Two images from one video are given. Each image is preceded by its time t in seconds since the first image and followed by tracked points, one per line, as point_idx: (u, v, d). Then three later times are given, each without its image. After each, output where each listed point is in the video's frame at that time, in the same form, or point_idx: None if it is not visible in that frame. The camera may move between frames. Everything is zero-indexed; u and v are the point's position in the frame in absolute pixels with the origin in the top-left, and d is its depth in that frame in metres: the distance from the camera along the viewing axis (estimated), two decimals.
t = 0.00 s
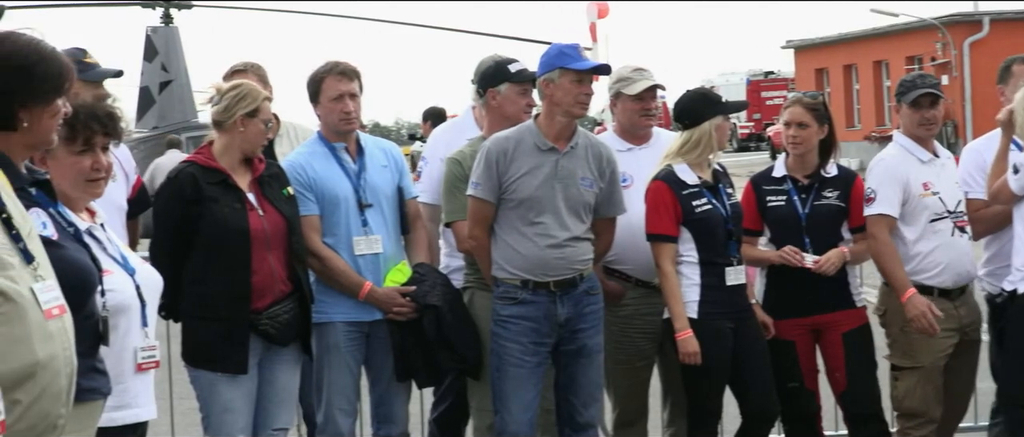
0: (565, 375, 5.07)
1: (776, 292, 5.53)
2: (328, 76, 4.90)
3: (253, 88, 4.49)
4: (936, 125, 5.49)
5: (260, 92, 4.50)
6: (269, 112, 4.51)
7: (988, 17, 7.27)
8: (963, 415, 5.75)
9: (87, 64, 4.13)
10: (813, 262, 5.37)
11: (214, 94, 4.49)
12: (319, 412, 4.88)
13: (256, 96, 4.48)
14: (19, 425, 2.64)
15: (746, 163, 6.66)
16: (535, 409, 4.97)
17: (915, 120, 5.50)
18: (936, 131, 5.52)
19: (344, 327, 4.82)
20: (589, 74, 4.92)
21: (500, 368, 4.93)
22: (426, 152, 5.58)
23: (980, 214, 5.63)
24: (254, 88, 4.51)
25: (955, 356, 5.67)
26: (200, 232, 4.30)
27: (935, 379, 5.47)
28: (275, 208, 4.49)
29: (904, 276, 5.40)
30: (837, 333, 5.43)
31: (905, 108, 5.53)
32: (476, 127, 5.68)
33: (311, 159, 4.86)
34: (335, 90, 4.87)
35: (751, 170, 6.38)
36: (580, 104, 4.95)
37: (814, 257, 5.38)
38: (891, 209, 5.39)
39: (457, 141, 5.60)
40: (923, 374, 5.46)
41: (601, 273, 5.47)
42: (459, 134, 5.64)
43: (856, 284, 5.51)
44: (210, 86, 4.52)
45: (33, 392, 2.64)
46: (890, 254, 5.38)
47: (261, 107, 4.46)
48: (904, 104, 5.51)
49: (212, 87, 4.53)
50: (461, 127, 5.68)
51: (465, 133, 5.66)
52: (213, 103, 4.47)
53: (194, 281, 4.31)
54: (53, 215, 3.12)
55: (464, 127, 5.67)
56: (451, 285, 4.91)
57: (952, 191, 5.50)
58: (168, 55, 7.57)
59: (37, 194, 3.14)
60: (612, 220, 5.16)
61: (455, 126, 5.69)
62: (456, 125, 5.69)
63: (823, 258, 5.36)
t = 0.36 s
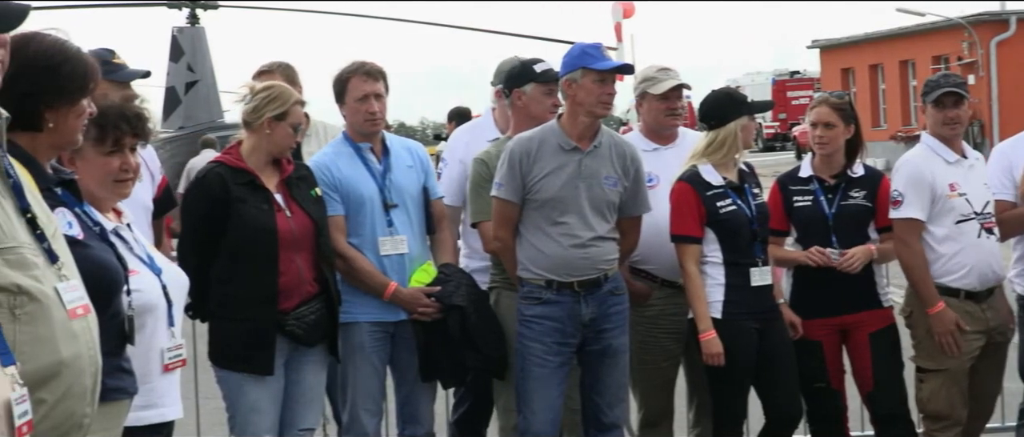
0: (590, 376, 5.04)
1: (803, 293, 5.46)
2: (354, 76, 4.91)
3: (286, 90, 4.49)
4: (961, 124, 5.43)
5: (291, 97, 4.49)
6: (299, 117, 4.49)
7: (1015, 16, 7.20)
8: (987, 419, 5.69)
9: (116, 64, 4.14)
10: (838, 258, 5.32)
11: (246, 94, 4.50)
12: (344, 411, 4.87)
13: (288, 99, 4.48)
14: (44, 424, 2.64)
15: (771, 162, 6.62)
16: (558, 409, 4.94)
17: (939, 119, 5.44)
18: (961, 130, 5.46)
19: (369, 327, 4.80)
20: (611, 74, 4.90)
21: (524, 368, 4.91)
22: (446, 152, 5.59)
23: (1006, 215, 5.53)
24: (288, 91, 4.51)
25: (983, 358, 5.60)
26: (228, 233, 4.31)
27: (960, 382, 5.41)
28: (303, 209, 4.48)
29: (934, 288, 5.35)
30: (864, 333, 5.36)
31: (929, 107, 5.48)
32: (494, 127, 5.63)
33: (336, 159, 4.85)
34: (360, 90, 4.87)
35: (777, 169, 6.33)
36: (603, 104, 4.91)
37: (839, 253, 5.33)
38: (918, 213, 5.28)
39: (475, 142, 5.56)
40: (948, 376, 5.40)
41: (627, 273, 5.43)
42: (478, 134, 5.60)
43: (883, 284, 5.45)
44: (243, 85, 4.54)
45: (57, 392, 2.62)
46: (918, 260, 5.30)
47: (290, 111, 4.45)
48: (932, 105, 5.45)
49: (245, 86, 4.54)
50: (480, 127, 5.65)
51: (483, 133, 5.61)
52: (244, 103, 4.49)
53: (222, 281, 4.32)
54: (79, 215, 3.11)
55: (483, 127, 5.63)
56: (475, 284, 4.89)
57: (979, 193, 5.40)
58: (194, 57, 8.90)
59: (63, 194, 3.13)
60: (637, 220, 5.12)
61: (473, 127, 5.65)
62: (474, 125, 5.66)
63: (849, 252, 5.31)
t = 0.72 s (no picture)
0: (614, 376, 5.01)
1: (830, 295, 5.41)
2: (377, 76, 4.92)
3: (316, 97, 4.47)
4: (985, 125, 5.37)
5: (319, 104, 4.46)
6: (323, 126, 4.46)
7: None
8: (1020, 421, 5.60)
9: (141, 66, 4.14)
10: (860, 254, 5.25)
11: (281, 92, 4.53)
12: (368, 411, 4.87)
13: (316, 105, 4.46)
14: (69, 424, 2.59)
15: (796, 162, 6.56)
16: (582, 410, 4.92)
17: (958, 119, 5.40)
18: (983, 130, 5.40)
19: (392, 327, 4.79)
20: (633, 74, 4.88)
21: (547, 369, 4.89)
22: (460, 153, 5.59)
23: None
24: (319, 99, 4.48)
25: (1010, 359, 5.54)
26: (255, 234, 4.31)
27: (982, 384, 5.34)
28: (330, 210, 4.46)
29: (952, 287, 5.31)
30: (889, 335, 5.31)
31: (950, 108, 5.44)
32: (507, 126, 5.60)
33: (359, 159, 4.85)
34: (383, 91, 4.88)
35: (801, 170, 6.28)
36: (625, 104, 4.89)
37: (861, 251, 5.26)
38: (935, 212, 5.24)
39: (487, 141, 5.53)
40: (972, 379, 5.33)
41: (651, 274, 5.40)
42: (490, 133, 5.57)
43: (909, 285, 5.40)
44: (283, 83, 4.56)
45: (82, 391, 2.57)
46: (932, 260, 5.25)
47: (313, 119, 4.42)
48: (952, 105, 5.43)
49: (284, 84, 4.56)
50: (493, 127, 5.62)
51: (496, 132, 5.58)
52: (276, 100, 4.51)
53: (249, 282, 4.33)
54: (102, 215, 3.10)
55: (495, 127, 5.60)
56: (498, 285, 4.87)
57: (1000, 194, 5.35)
58: (218, 57, 9.04)
59: (86, 195, 3.14)
60: (661, 219, 5.08)
61: (486, 127, 5.62)
62: (487, 125, 5.65)
63: (871, 251, 5.24)
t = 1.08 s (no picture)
0: (634, 377, 4.99)
1: (850, 298, 5.35)
2: (397, 77, 4.92)
3: (335, 106, 4.42)
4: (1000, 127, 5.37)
5: (336, 115, 4.40)
6: (337, 137, 4.40)
7: None
8: None
9: (159, 68, 4.16)
10: (884, 252, 5.21)
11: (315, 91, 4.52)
12: (388, 413, 4.87)
13: (334, 115, 4.40)
14: (88, 425, 2.58)
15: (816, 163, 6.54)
16: (603, 411, 4.90)
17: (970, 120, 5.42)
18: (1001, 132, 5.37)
19: (410, 329, 4.78)
20: (655, 76, 4.86)
21: (568, 370, 4.87)
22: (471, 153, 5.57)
23: None
24: (339, 109, 4.42)
25: None
26: (279, 236, 4.31)
27: (997, 386, 5.31)
28: (354, 213, 4.47)
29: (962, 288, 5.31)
30: (909, 336, 5.28)
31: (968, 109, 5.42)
32: (516, 127, 5.59)
33: (378, 160, 4.85)
34: (402, 92, 4.89)
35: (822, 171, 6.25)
36: (649, 105, 4.88)
37: (883, 248, 5.22)
38: (944, 215, 5.27)
39: (497, 141, 5.53)
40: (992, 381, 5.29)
41: (671, 275, 5.37)
42: (500, 133, 5.57)
43: (930, 287, 5.37)
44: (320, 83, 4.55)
45: (100, 392, 2.56)
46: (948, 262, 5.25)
47: (326, 129, 4.38)
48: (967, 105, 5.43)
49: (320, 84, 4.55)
50: (502, 127, 5.61)
51: (506, 133, 5.57)
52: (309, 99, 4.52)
53: (272, 284, 4.33)
54: (121, 217, 3.10)
55: (505, 127, 5.59)
56: (517, 286, 4.86)
57: (1016, 196, 5.30)
58: (238, 58, 9.01)
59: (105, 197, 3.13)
60: (681, 219, 5.06)
61: (496, 127, 5.62)
62: (497, 125, 5.64)
63: (896, 251, 5.22)
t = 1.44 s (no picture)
0: (653, 379, 4.97)
1: (868, 300, 5.32)
2: (413, 79, 4.92)
3: (351, 110, 4.40)
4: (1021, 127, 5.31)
5: (352, 119, 4.38)
6: (351, 142, 4.38)
7: None
8: None
9: (171, 70, 4.16)
10: (903, 256, 5.19)
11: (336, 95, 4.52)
12: (405, 415, 4.86)
13: (349, 119, 4.38)
14: (105, 425, 2.55)
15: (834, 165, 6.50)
16: (622, 413, 4.88)
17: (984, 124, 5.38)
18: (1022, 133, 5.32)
19: (426, 331, 4.78)
20: (678, 78, 4.85)
21: (586, 372, 4.86)
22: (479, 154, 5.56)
23: None
24: (355, 113, 4.40)
25: None
26: (301, 239, 4.31)
27: (1010, 387, 5.25)
28: (375, 216, 4.48)
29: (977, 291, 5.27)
30: (929, 338, 5.23)
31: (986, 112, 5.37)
32: (524, 131, 5.58)
33: (395, 163, 4.85)
34: (418, 94, 4.87)
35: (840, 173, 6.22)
36: (670, 108, 4.87)
37: (905, 253, 5.19)
38: (959, 219, 5.24)
39: (506, 145, 5.53)
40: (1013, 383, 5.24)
41: (688, 277, 5.35)
42: (508, 138, 5.57)
43: (947, 288, 5.31)
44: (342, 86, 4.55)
45: (117, 394, 2.54)
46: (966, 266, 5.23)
47: (341, 132, 4.36)
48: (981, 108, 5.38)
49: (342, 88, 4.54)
50: (509, 133, 5.60)
51: (515, 137, 5.57)
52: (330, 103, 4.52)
53: (293, 287, 4.32)
54: (138, 219, 3.09)
55: (513, 130, 5.59)
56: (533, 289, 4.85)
57: None
58: (256, 61, 8.94)
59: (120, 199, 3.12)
60: (699, 221, 5.04)
61: (505, 131, 5.62)
62: (505, 130, 5.64)
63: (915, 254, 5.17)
